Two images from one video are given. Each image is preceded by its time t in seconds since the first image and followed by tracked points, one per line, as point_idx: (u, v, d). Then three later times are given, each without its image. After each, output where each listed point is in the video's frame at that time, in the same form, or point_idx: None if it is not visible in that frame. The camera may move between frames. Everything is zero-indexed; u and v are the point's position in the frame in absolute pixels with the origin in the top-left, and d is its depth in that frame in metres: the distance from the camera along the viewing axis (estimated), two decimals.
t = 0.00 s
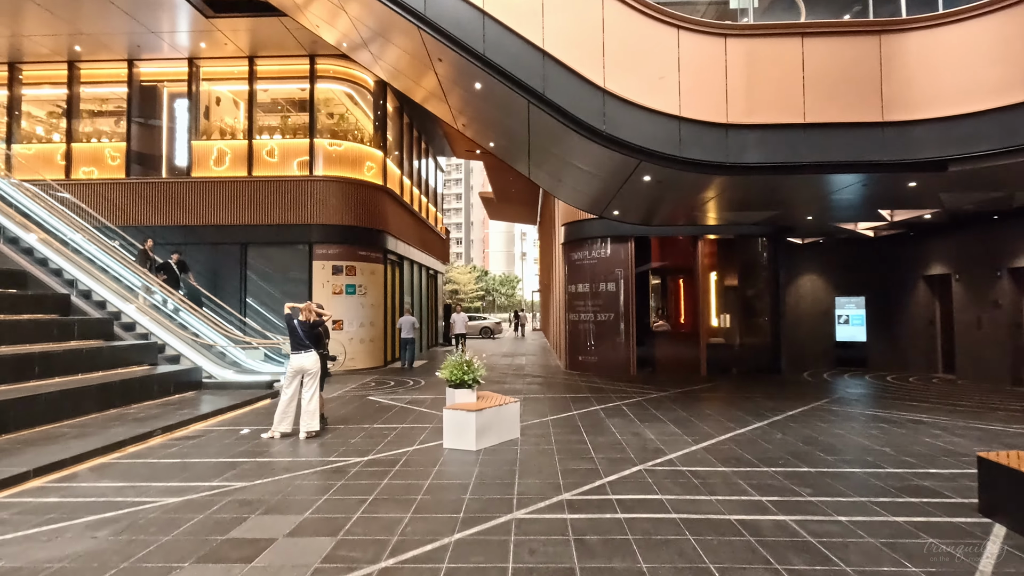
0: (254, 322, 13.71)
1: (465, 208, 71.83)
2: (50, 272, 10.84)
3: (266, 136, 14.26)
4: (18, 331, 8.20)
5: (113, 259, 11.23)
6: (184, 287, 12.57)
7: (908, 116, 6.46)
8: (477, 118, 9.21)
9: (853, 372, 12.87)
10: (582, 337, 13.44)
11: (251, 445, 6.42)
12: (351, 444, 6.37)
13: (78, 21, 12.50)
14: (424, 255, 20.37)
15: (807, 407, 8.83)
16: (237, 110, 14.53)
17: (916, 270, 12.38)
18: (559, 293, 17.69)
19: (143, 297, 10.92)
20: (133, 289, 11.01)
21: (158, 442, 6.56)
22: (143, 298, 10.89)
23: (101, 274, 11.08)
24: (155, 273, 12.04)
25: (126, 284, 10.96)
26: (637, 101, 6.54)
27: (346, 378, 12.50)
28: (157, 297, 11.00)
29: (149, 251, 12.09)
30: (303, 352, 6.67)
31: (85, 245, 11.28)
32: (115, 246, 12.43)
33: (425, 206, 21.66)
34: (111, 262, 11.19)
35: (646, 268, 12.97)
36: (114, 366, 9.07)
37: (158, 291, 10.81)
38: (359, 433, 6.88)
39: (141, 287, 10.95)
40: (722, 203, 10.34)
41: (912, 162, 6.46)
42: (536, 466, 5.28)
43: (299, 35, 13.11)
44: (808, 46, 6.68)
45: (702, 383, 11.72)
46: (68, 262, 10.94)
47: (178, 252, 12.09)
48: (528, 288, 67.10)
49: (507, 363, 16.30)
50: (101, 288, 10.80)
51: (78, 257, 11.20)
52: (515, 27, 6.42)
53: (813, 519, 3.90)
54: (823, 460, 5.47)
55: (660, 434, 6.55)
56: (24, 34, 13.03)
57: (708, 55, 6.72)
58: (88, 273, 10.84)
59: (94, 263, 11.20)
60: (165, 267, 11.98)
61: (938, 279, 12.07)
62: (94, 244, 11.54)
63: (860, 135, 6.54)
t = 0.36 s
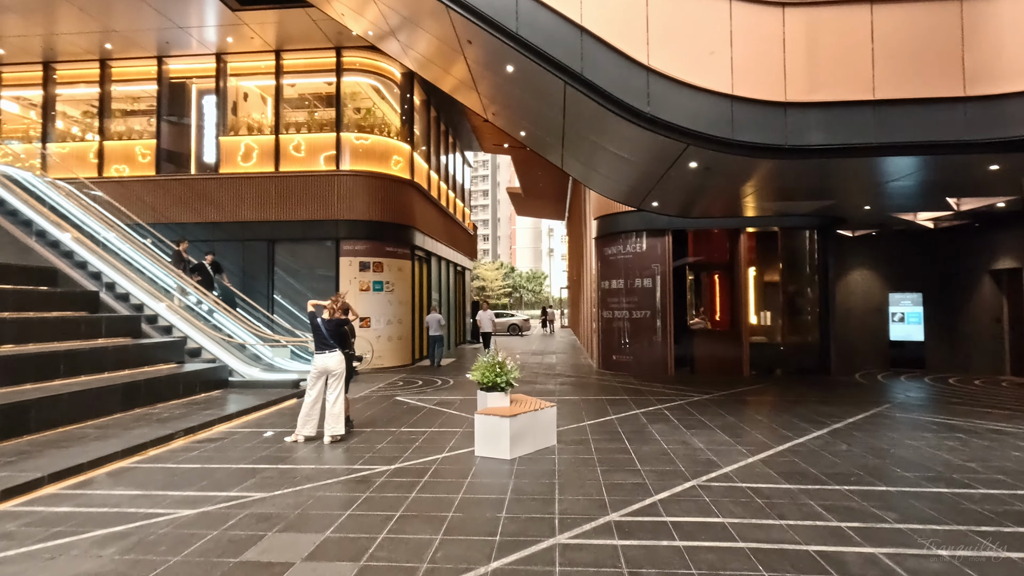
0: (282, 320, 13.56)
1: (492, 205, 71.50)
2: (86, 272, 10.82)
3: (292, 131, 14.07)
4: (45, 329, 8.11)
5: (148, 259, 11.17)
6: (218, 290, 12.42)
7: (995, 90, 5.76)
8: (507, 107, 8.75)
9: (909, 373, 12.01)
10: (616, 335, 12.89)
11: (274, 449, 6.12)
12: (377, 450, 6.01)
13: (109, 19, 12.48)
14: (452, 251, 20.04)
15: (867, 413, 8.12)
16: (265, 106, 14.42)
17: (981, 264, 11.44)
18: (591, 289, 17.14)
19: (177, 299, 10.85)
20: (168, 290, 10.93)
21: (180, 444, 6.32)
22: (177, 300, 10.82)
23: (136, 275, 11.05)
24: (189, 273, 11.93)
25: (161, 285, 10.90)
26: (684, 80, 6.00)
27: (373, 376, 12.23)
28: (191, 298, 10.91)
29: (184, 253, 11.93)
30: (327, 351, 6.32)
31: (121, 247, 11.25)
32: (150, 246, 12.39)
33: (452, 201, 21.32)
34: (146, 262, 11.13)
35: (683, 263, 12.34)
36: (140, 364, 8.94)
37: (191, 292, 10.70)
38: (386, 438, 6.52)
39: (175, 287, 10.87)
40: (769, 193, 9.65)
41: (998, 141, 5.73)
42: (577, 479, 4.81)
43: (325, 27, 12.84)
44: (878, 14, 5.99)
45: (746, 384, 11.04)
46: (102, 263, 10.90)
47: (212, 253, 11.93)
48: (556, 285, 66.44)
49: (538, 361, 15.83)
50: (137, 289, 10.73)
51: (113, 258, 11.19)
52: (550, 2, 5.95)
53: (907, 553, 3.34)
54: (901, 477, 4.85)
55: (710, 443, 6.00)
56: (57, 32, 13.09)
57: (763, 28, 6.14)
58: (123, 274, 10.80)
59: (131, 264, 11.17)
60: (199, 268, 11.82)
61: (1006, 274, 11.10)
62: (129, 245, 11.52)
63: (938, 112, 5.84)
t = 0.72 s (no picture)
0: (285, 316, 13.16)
1: (500, 200, 70.95)
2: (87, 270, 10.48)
3: (295, 121, 13.63)
4: (34, 325, 7.72)
5: (153, 258, 10.87)
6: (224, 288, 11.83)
7: None
8: (516, 91, 8.20)
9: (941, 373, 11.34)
10: (631, 332, 12.37)
11: (267, 455, 5.68)
12: (378, 457, 5.56)
13: (107, 5, 12.09)
14: (459, 246, 19.57)
15: (903, 416, 7.56)
16: (267, 96, 14.04)
17: (1018, 257, 10.78)
18: (603, 285, 16.63)
19: (183, 298, 10.51)
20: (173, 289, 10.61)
21: (168, 450, 5.89)
22: (184, 299, 10.49)
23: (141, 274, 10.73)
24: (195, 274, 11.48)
25: (167, 285, 10.59)
26: (712, 53, 5.51)
27: (378, 375, 11.80)
28: (197, 298, 10.57)
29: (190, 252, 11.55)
30: (325, 350, 5.87)
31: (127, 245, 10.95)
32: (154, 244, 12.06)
33: (461, 194, 20.87)
34: (150, 260, 10.83)
35: (701, 257, 11.79)
36: (134, 362, 8.54)
37: (197, 291, 10.36)
38: (387, 443, 6.07)
39: (180, 287, 10.53)
40: (796, 181, 9.07)
41: None
42: (597, 494, 4.32)
43: (327, 12, 12.35)
44: None
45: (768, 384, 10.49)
46: (105, 261, 10.56)
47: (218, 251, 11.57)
48: (565, 280, 65.82)
49: (548, 359, 15.34)
50: (140, 288, 10.39)
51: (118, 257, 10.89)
52: None
53: None
54: (962, 494, 4.31)
55: (740, 451, 5.47)
56: (54, 20, 12.72)
57: None
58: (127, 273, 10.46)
59: (135, 263, 10.85)
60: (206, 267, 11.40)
61: None
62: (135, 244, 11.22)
63: (997, 84, 5.29)
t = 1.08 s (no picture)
0: (292, 310, 12.78)
1: (512, 193, 70.36)
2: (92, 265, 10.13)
3: (302, 109, 13.19)
4: (25, 321, 7.35)
5: (164, 256, 10.56)
6: (235, 286, 11.74)
7: None
8: (531, 70, 7.65)
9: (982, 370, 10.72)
10: (650, 326, 11.83)
11: (265, 460, 5.24)
12: (385, 463, 5.11)
13: None
14: (471, 238, 19.12)
15: (953, 417, 6.97)
16: (273, 84, 13.55)
17: None
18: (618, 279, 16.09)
19: (194, 297, 10.23)
20: (185, 288, 10.31)
21: (159, 454, 5.47)
22: (196, 298, 10.21)
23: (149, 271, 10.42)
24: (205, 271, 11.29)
25: (178, 283, 10.31)
26: (755, 18, 5.10)
27: (388, 372, 11.37)
28: (209, 296, 10.33)
29: (200, 249, 11.38)
30: (327, 346, 5.43)
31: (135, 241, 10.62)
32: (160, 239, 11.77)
33: (472, 186, 20.43)
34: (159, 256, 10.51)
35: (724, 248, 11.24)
36: (132, 359, 8.16)
37: (211, 290, 10.09)
38: (395, 446, 5.62)
39: (193, 285, 10.24)
40: (832, 163, 8.45)
41: None
42: (629, 510, 3.83)
43: None
44: None
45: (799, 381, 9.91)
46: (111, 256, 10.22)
47: (231, 249, 11.34)
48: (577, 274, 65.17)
49: (563, 355, 14.83)
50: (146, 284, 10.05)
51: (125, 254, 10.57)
52: None
53: None
54: None
55: (784, 458, 4.94)
56: (55, 6, 12.37)
57: None
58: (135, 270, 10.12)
59: (149, 261, 10.60)
60: (216, 265, 11.20)
61: None
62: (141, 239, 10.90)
63: None
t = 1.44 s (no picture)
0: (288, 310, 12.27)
1: (513, 190, 69.84)
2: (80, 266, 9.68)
3: (296, 99, 12.70)
4: None
5: (157, 257, 10.06)
6: (234, 287, 11.01)
7: None
8: (534, 51, 7.14)
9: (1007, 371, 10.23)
10: (658, 325, 11.35)
11: (243, 474, 4.75)
12: (375, 478, 4.62)
13: None
14: (472, 234, 18.67)
15: (991, 424, 6.48)
16: (267, 74, 13.06)
17: None
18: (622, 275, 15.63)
19: (190, 299, 9.69)
20: (180, 290, 9.81)
21: (130, 466, 4.98)
22: (191, 301, 9.67)
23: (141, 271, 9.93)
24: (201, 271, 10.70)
25: (173, 284, 9.80)
26: None
27: (385, 373, 10.89)
28: (205, 298, 9.76)
29: (197, 249, 10.59)
30: (311, 349, 4.97)
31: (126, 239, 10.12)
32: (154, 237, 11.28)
33: (473, 180, 19.95)
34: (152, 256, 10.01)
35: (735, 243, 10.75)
36: (111, 360, 7.67)
37: (205, 292, 9.52)
38: (387, 458, 5.13)
39: (189, 286, 9.72)
40: (856, 152, 7.93)
41: None
42: (650, 540, 3.34)
43: None
44: None
45: (816, 384, 9.41)
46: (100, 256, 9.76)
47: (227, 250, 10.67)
48: (579, 272, 64.65)
49: (567, 355, 14.34)
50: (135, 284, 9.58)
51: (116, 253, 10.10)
52: None
53: None
54: None
55: (817, 473, 4.45)
56: None
57: None
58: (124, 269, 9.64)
59: (142, 262, 10.07)
60: (212, 265, 10.62)
61: None
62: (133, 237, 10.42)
63: None
